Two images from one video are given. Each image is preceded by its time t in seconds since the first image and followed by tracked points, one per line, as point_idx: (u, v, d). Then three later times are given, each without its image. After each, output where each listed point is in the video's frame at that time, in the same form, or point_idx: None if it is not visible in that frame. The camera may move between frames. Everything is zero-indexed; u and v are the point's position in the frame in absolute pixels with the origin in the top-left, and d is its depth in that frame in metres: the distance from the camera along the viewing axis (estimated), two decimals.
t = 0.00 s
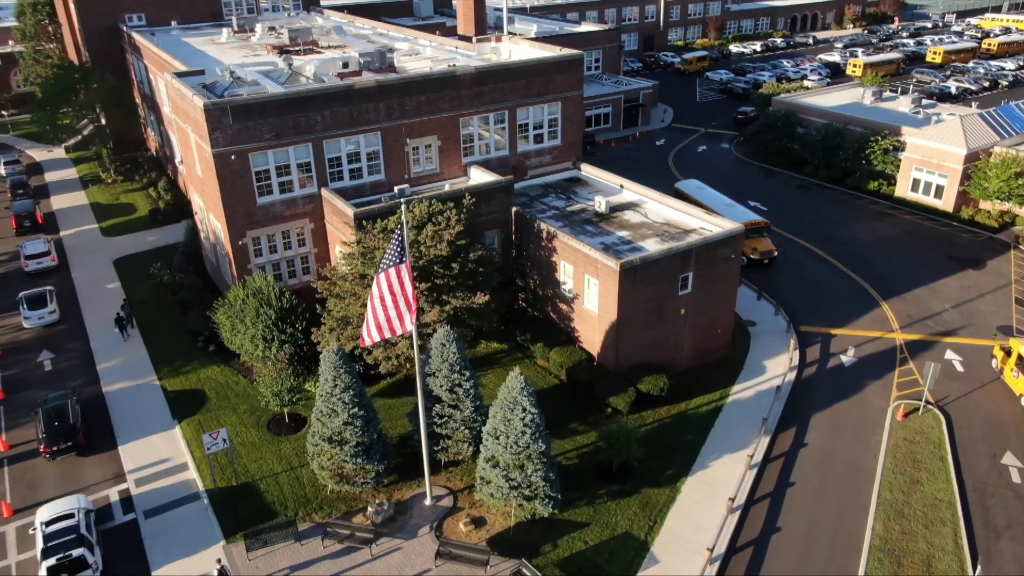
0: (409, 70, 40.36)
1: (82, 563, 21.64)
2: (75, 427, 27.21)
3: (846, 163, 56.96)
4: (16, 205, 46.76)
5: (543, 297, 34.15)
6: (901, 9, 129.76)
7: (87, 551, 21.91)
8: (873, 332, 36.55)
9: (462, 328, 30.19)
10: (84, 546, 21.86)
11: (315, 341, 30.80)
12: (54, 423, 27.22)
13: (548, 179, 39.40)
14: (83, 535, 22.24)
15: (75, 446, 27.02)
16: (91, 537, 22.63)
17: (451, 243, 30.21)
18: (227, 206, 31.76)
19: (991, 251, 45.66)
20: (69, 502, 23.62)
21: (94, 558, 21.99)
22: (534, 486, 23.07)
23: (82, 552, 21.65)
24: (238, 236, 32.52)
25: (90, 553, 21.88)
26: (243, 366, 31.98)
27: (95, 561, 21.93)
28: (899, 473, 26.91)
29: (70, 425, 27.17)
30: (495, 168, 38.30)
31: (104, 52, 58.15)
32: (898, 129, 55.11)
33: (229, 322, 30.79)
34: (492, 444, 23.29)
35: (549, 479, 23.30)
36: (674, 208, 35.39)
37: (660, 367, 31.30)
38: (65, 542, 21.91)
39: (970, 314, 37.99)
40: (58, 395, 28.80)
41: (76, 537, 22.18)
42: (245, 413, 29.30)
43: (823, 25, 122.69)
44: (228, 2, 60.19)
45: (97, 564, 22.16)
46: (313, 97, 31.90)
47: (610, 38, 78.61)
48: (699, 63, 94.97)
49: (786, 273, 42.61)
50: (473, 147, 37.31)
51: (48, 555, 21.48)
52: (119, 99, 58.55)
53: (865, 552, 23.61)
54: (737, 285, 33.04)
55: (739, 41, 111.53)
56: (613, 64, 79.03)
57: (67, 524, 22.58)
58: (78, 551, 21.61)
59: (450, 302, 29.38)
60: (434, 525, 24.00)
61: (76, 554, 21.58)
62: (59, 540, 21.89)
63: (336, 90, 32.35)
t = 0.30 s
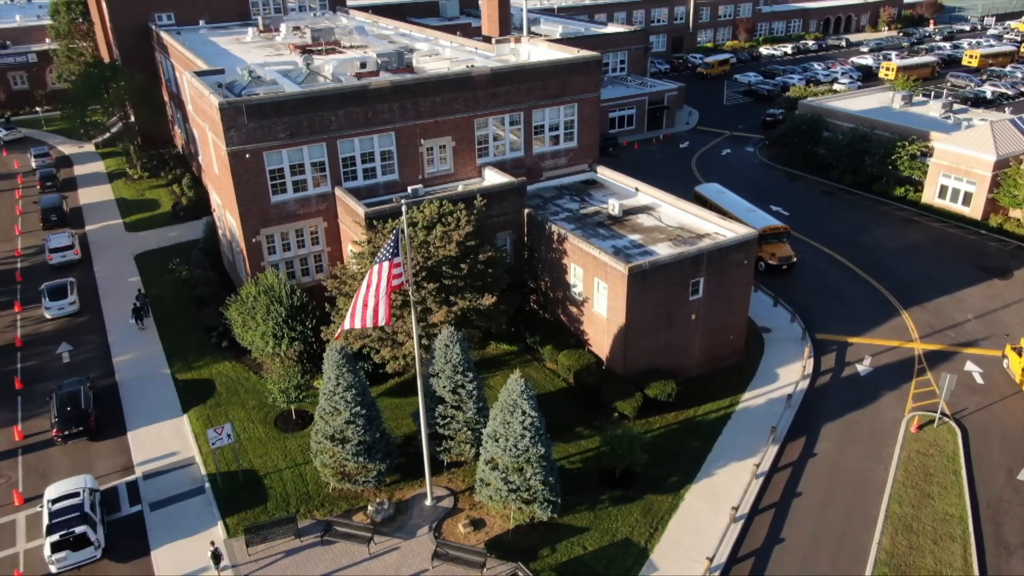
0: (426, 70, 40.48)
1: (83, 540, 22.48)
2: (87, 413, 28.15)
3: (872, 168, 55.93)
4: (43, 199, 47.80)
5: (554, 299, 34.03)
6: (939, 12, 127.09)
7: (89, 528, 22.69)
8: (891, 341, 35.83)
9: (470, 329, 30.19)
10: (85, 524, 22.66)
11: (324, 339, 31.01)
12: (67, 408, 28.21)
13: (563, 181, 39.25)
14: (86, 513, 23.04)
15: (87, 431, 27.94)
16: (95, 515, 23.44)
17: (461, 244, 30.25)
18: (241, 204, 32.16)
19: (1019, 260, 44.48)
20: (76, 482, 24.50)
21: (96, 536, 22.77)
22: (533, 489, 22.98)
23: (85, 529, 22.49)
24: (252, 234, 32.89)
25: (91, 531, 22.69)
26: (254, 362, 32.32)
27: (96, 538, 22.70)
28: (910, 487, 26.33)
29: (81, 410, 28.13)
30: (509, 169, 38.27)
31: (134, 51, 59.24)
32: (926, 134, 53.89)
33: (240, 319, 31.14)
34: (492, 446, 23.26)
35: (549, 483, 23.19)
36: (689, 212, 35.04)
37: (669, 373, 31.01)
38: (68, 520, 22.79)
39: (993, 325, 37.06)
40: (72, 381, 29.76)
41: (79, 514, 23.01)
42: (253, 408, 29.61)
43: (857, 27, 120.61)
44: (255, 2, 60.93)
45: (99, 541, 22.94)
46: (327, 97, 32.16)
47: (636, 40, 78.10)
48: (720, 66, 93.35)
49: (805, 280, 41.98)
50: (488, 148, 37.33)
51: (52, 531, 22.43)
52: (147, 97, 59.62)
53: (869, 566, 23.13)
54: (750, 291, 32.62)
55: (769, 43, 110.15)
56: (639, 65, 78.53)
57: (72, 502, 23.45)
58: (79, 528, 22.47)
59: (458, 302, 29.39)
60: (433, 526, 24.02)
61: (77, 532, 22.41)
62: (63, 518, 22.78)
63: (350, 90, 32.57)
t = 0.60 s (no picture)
0: (443, 70, 40.51)
1: (88, 519, 23.24)
2: (99, 400, 28.82)
3: (897, 172, 54.92)
4: (68, 193, 48.74)
5: (564, 300, 33.90)
6: (975, 13, 124.38)
7: (93, 508, 23.43)
8: (909, 349, 35.14)
9: (477, 329, 30.21)
10: (90, 503, 23.40)
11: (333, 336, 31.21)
12: (80, 395, 28.91)
13: (577, 182, 39.08)
14: (92, 493, 23.78)
15: (98, 417, 28.68)
16: (100, 495, 24.20)
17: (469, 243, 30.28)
18: (255, 201, 32.48)
19: None
20: (84, 463, 25.29)
21: (100, 515, 23.53)
22: (532, 491, 22.92)
23: (89, 508, 23.23)
24: (265, 231, 33.22)
25: (96, 510, 23.43)
26: (265, 358, 32.63)
27: (100, 518, 23.46)
28: (920, 498, 25.79)
29: (93, 397, 28.84)
30: (523, 169, 38.21)
31: (161, 48, 60.13)
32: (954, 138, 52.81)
33: (251, 314, 31.48)
34: (492, 447, 23.23)
35: (548, 485, 23.11)
36: (702, 214, 34.68)
37: (677, 377, 30.72)
38: (74, 499, 23.55)
39: (1016, 334, 36.18)
40: (86, 369, 30.49)
41: (84, 494, 23.77)
42: (262, 404, 29.90)
43: (890, 28, 118.51)
44: None
45: (104, 520, 23.73)
46: (341, 95, 32.36)
47: (660, 40, 77.44)
48: (743, 68, 91.30)
49: (823, 285, 41.35)
50: (502, 148, 37.31)
51: (58, 509, 23.20)
52: (173, 94, 60.50)
53: None
54: (762, 296, 32.21)
55: (799, 44, 108.61)
56: (663, 65, 77.93)
57: (79, 482, 24.24)
58: (85, 507, 23.19)
59: (465, 302, 29.39)
60: (432, 525, 24.06)
61: (82, 511, 23.16)
62: (68, 497, 23.53)
63: (364, 89, 32.75)
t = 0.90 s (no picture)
0: (460, 70, 40.55)
1: (93, 499, 24.02)
2: (111, 387, 29.65)
3: (924, 178, 53.82)
4: (93, 188, 49.70)
5: (574, 303, 33.73)
6: (1015, 15, 121.38)
7: (99, 488, 24.20)
8: (926, 359, 34.41)
9: (484, 330, 30.19)
10: (95, 484, 24.16)
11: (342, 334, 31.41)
12: (94, 381, 29.83)
13: (592, 183, 38.87)
14: (98, 474, 24.56)
15: (110, 403, 29.45)
16: (107, 476, 24.98)
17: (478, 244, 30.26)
18: (268, 199, 32.79)
19: None
20: (93, 446, 26.20)
21: (105, 495, 24.29)
22: (530, 494, 22.82)
23: (94, 489, 23.98)
24: (278, 228, 33.50)
25: (101, 490, 24.20)
26: (275, 354, 32.92)
27: (105, 498, 24.23)
28: (930, 512, 25.22)
29: (105, 383, 29.73)
30: (537, 170, 38.10)
31: (188, 46, 61.15)
32: (984, 144, 51.62)
33: (262, 311, 31.81)
34: (490, 449, 23.16)
35: (546, 489, 22.99)
36: (716, 218, 34.26)
37: (686, 382, 30.40)
38: (81, 479, 24.36)
39: None
40: (101, 358, 31.40)
41: (91, 475, 24.57)
42: (269, 399, 30.19)
43: (926, 30, 116.19)
44: None
45: (108, 501, 24.50)
46: (355, 95, 32.55)
47: (686, 41, 76.65)
48: (766, 72, 89.79)
49: (841, 292, 40.66)
50: (516, 149, 37.24)
51: (65, 489, 24.03)
52: (199, 91, 61.32)
53: None
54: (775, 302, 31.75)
55: (831, 46, 106.95)
56: (689, 66, 77.15)
57: (86, 463, 25.08)
58: (90, 488, 23.94)
59: (472, 302, 29.40)
60: (431, 525, 24.07)
61: (87, 491, 23.93)
62: (75, 477, 24.34)
63: (378, 88, 32.90)
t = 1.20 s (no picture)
0: (476, 70, 40.57)
1: (100, 482, 24.73)
2: (122, 375, 30.47)
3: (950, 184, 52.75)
4: (117, 183, 50.66)
5: (583, 306, 33.57)
6: None
7: (105, 472, 24.91)
8: (944, 369, 33.69)
9: (491, 332, 30.19)
10: (102, 468, 24.89)
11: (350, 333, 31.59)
12: (106, 370, 30.66)
13: (606, 186, 38.69)
14: (105, 458, 25.29)
15: (122, 392, 30.29)
16: (114, 461, 25.69)
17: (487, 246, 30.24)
18: (280, 198, 33.11)
19: None
20: (103, 431, 26.97)
21: (112, 479, 24.99)
22: (528, 497, 22.75)
23: (101, 472, 24.72)
24: (289, 227, 33.81)
25: (107, 474, 24.91)
26: (285, 351, 33.20)
27: (111, 482, 24.92)
28: (938, 527, 24.69)
29: (117, 372, 30.50)
30: (550, 172, 38.00)
31: (214, 46, 61.44)
32: (1012, 149, 50.46)
33: (272, 308, 32.11)
34: (489, 451, 23.12)
35: (545, 493, 22.90)
36: (728, 222, 33.87)
37: (693, 388, 30.09)
38: (89, 463, 25.12)
39: None
40: (115, 348, 32.11)
41: (98, 459, 25.31)
42: (277, 396, 30.46)
43: (960, 33, 113.92)
44: None
45: (115, 484, 25.18)
46: (367, 95, 32.74)
47: (711, 43, 75.80)
48: (789, 76, 87.79)
49: (858, 299, 40.00)
50: (529, 150, 37.20)
51: (73, 472, 24.82)
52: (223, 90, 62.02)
53: None
54: (786, 308, 31.30)
55: (861, 48, 105.30)
56: (713, 68, 76.33)
57: (94, 448, 25.84)
58: (97, 471, 24.68)
59: (479, 304, 29.40)
60: (430, 526, 24.09)
61: (94, 474, 24.67)
62: (83, 460, 25.12)
63: (390, 89, 33.05)
